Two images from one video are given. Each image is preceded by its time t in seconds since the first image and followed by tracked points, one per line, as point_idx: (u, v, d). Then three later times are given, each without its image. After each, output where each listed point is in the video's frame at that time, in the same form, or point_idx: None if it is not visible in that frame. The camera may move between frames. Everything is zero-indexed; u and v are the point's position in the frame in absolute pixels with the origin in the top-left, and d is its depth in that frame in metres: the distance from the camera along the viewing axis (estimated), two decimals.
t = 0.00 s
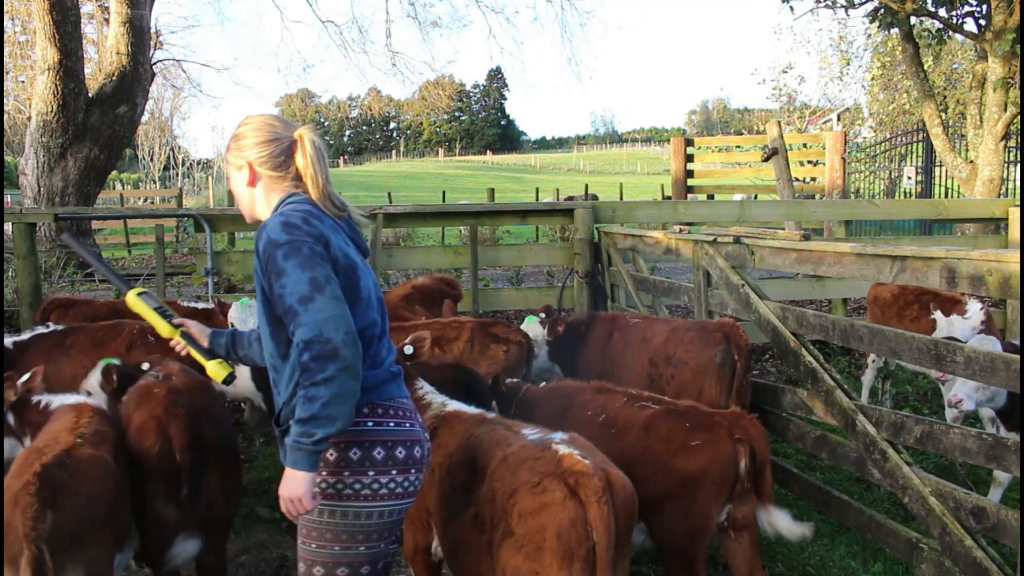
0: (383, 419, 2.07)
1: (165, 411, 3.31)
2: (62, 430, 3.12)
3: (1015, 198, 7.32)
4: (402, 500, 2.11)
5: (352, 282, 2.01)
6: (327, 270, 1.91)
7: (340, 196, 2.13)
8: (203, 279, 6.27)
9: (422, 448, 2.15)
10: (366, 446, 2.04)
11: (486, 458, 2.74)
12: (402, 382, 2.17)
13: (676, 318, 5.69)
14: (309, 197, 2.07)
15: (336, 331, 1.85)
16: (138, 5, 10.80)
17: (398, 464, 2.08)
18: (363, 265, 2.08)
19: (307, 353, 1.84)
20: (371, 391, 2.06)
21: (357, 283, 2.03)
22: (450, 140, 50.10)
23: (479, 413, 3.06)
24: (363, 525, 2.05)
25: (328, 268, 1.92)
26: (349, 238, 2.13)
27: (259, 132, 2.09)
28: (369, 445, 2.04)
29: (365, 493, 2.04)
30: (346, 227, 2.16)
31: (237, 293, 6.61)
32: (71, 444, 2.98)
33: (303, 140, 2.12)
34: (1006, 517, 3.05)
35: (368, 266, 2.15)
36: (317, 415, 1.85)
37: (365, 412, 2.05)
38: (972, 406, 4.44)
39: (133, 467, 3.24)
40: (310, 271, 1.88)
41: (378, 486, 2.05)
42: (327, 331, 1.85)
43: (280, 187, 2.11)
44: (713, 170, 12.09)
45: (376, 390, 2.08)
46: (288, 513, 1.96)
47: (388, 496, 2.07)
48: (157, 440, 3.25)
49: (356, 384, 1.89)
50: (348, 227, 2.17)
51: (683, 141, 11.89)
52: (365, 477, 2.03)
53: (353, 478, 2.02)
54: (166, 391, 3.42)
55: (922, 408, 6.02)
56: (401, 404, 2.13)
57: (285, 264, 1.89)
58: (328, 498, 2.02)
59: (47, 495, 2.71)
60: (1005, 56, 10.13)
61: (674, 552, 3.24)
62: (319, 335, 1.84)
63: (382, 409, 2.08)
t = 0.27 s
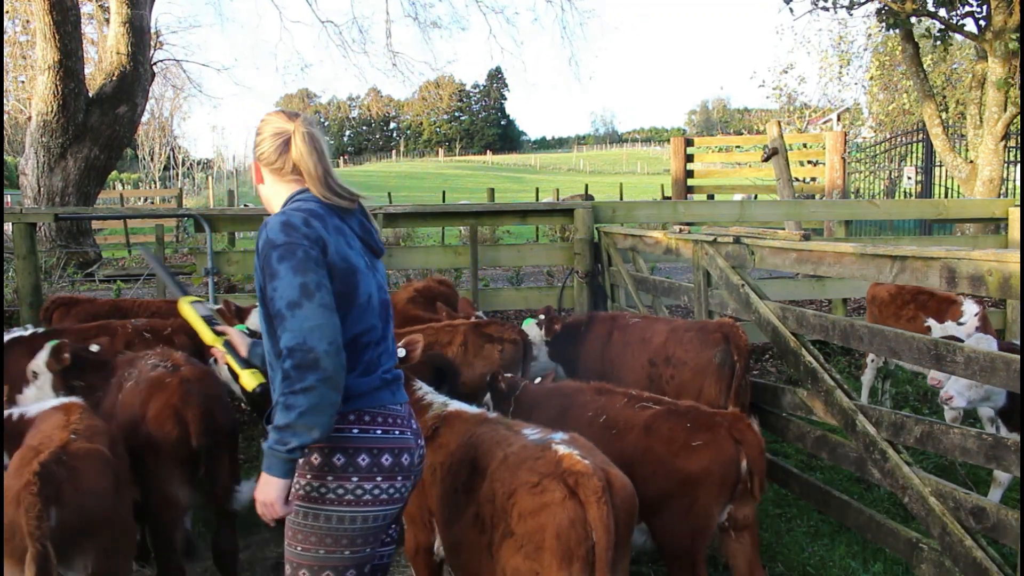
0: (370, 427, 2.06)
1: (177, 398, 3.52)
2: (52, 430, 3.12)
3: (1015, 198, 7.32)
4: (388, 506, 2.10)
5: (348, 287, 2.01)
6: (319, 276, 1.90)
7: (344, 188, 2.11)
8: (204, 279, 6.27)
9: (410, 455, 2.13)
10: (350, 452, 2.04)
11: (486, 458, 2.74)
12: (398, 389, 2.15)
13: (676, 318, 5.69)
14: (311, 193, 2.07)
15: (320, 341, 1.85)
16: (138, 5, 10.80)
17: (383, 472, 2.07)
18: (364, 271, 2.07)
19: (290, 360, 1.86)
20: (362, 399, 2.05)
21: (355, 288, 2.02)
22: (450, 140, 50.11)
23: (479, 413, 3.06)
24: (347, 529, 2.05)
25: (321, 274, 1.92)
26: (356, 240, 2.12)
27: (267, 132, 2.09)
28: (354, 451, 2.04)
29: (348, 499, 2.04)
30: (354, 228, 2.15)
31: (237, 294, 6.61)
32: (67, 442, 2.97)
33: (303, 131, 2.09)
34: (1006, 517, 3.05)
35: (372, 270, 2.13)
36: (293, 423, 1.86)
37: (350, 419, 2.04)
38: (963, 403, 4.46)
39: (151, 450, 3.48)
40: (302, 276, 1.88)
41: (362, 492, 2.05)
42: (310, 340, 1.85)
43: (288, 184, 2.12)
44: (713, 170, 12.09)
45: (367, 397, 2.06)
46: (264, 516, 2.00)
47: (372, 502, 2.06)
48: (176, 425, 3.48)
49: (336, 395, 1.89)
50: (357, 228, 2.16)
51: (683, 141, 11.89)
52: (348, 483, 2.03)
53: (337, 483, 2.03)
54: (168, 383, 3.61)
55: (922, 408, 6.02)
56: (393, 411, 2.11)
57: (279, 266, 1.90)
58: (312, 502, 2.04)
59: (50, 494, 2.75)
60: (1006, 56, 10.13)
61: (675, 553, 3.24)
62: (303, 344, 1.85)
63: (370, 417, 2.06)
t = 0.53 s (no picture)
0: (357, 430, 2.05)
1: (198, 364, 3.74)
2: (41, 420, 3.08)
3: (1015, 198, 7.32)
4: (378, 507, 2.09)
5: (337, 289, 2.01)
6: (299, 277, 1.91)
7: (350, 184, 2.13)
8: (203, 279, 6.27)
9: (400, 457, 2.12)
10: (336, 454, 2.04)
11: (487, 458, 2.74)
12: (391, 392, 2.13)
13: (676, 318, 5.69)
14: (311, 192, 2.08)
15: (289, 342, 1.87)
16: (138, 5, 10.80)
17: (371, 473, 2.06)
18: (356, 272, 2.06)
19: (260, 359, 1.89)
20: (348, 401, 2.05)
21: (343, 290, 2.02)
22: (450, 140, 50.12)
23: (479, 413, 3.05)
24: (340, 531, 2.05)
25: (303, 275, 1.93)
26: (356, 241, 2.11)
27: (278, 130, 2.09)
28: (339, 453, 2.04)
29: (335, 500, 2.04)
30: (358, 229, 2.15)
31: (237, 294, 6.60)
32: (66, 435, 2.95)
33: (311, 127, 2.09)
34: (1006, 517, 3.05)
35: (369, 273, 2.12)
36: (257, 422, 1.88)
37: (336, 421, 2.04)
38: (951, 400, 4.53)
39: (179, 420, 3.69)
40: (281, 276, 1.90)
41: (349, 494, 2.04)
42: (279, 341, 1.87)
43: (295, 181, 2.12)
44: (713, 170, 12.09)
45: (355, 400, 2.05)
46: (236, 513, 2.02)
47: (360, 503, 2.06)
48: (205, 392, 3.71)
49: (304, 397, 1.90)
50: (361, 228, 2.15)
51: (683, 141, 11.89)
52: (335, 484, 2.04)
53: (323, 484, 2.04)
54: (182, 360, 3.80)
55: (922, 408, 6.01)
56: (384, 414, 2.10)
57: (262, 264, 1.92)
58: (301, 502, 2.06)
59: (78, 484, 2.79)
60: (1006, 56, 10.12)
61: (678, 553, 3.24)
62: (273, 344, 1.88)
63: (356, 419, 2.05)
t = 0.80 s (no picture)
0: (342, 429, 2.05)
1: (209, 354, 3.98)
2: (36, 416, 3.09)
3: (1015, 198, 7.32)
4: (367, 509, 2.08)
5: (322, 286, 2.03)
6: (278, 273, 1.95)
7: (353, 187, 2.16)
8: (204, 279, 6.27)
9: (389, 460, 2.10)
10: (321, 454, 2.04)
11: (487, 458, 2.74)
12: (384, 393, 2.13)
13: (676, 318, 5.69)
14: (312, 194, 2.12)
15: (261, 335, 1.91)
16: (138, 5, 10.79)
17: (357, 475, 2.05)
18: (346, 272, 2.07)
19: (235, 351, 1.94)
20: (333, 400, 2.05)
21: (328, 287, 2.04)
22: (450, 140, 50.14)
23: (479, 413, 3.05)
24: (327, 532, 2.04)
25: (283, 272, 1.96)
26: (353, 242, 2.12)
27: (288, 135, 2.14)
28: (325, 453, 2.04)
29: (319, 500, 2.03)
30: (358, 230, 2.15)
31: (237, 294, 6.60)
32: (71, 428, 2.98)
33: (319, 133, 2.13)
34: (1006, 517, 3.05)
35: (365, 273, 2.12)
36: (229, 413, 1.92)
37: (321, 420, 2.04)
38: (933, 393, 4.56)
39: (191, 402, 3.94)
40: (261, 271, 1.94)
41: (335, 494, 2.03)
42: (253, 334, 1.92)
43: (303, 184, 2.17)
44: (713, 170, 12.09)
45: (340, 399, 2.06)
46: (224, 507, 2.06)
47: (344, 505, 2.04)
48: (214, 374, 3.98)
49: (274, 390, 1.93)
50: (361, 229, 2.15)
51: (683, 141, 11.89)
52: (320, 484, 2.03)
53: (308, 484, 2.04)
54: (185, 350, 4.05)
55: (922, 408, 6.01)
56: (375, 415, 2.09)
57: (246, 259, 1.97)
58: (287, 502, 2.06)
59: (93, 474, 2.83)
60: (1005, 56, 10.13)
61: (679, 554, 3.25)
62: (247, 337, 1.93)
63: (343, 419, 2.05)
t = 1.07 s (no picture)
0: (324, 419, 2.04)
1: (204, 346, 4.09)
2: (32, 415, 3.09)
3: (1015, 197, 7.32)
4: (346, 506, 2.06)
5: (318, 278, 2.06)
6: (273, 262, 1.99)
7: (364, 194, 2.20)
8: (203, 279, 6.26)
9: (370, 456, 2.08)
10: (300, 442, 2.04)
11: (486, 458, 2.74)
12: (376, 389, 2.12)
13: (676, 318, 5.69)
14: (322, 199, 2.17)
15: (248, 318, 1.95)
16: (138, 5, 10.79)
17: (333, 467, 2.03)
18: (344, 266, 2.09)
19: (226, 333, 1.98)
20: (319, 389, 2.05)
21: (324, 279, 2.07)
22: (450, 140, 50.14)
23: (479, 412, 3.05)
24: (301, 524, 2.03)
25: (278, 261, 2.00)
26: (358, 240, 2.14)
27: (304, 143, 2.19)
28: (304, 441, 2.04)
29: (294, 490, 2.03)
30: (365, 231, 2.17)
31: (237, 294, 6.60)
32: (70, 426, 2.98)
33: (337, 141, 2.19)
34: (1006, 517, 3.04)
35: (367, 270, 2.13)
36: (213, 392, 1.96)
37: (304, 408, 2.05)
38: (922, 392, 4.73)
39: (191, 395, 4.01)
40: (256, 259, 1.99)
41: (308, 486, 2.03)
42: (242, 317, 1.96)
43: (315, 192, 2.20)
44: (713, 170, 12.09)
45: (326, 388, 2.06)
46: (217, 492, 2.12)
47: (317, 498, 2.03)
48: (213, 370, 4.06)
49: (258, 372, 1.96)
50: (369, 231, 2.17)
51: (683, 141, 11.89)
52: (296, 474, 2.03)
53: (285, 472, 2.04)
54: (176, 347, 4.11)
55: (922, 408, 6.01)
56: (363, 409, 2.08)
57: (247, 250, 2.03)
58: (268, 489, 2.08)
59: (99, 473, 2.83)
60: (1005, 56, 10.13)
61: (678, 554, 3.24)
62: (237, 320, 1.97)
63: (326, 409, 2.05)
